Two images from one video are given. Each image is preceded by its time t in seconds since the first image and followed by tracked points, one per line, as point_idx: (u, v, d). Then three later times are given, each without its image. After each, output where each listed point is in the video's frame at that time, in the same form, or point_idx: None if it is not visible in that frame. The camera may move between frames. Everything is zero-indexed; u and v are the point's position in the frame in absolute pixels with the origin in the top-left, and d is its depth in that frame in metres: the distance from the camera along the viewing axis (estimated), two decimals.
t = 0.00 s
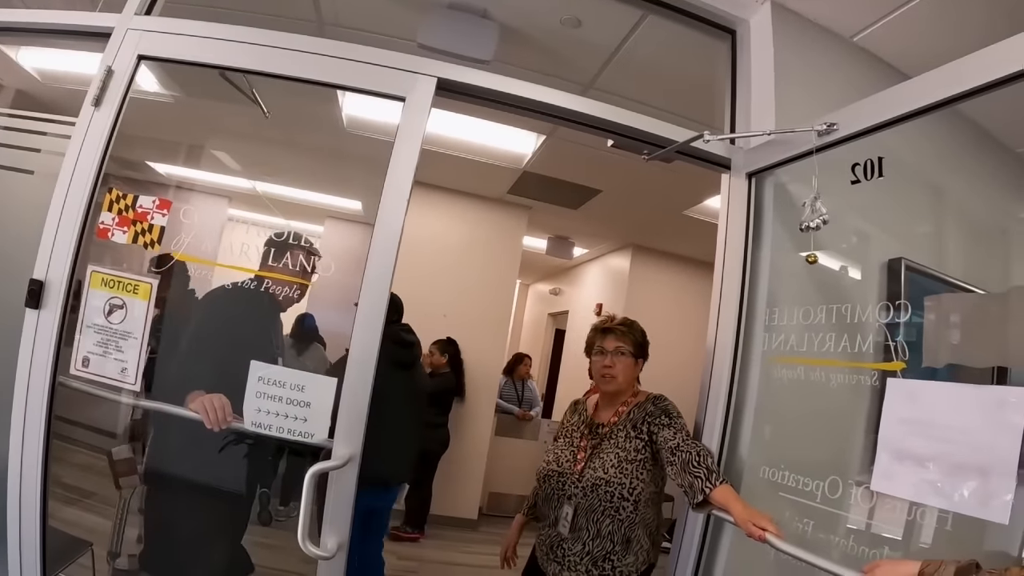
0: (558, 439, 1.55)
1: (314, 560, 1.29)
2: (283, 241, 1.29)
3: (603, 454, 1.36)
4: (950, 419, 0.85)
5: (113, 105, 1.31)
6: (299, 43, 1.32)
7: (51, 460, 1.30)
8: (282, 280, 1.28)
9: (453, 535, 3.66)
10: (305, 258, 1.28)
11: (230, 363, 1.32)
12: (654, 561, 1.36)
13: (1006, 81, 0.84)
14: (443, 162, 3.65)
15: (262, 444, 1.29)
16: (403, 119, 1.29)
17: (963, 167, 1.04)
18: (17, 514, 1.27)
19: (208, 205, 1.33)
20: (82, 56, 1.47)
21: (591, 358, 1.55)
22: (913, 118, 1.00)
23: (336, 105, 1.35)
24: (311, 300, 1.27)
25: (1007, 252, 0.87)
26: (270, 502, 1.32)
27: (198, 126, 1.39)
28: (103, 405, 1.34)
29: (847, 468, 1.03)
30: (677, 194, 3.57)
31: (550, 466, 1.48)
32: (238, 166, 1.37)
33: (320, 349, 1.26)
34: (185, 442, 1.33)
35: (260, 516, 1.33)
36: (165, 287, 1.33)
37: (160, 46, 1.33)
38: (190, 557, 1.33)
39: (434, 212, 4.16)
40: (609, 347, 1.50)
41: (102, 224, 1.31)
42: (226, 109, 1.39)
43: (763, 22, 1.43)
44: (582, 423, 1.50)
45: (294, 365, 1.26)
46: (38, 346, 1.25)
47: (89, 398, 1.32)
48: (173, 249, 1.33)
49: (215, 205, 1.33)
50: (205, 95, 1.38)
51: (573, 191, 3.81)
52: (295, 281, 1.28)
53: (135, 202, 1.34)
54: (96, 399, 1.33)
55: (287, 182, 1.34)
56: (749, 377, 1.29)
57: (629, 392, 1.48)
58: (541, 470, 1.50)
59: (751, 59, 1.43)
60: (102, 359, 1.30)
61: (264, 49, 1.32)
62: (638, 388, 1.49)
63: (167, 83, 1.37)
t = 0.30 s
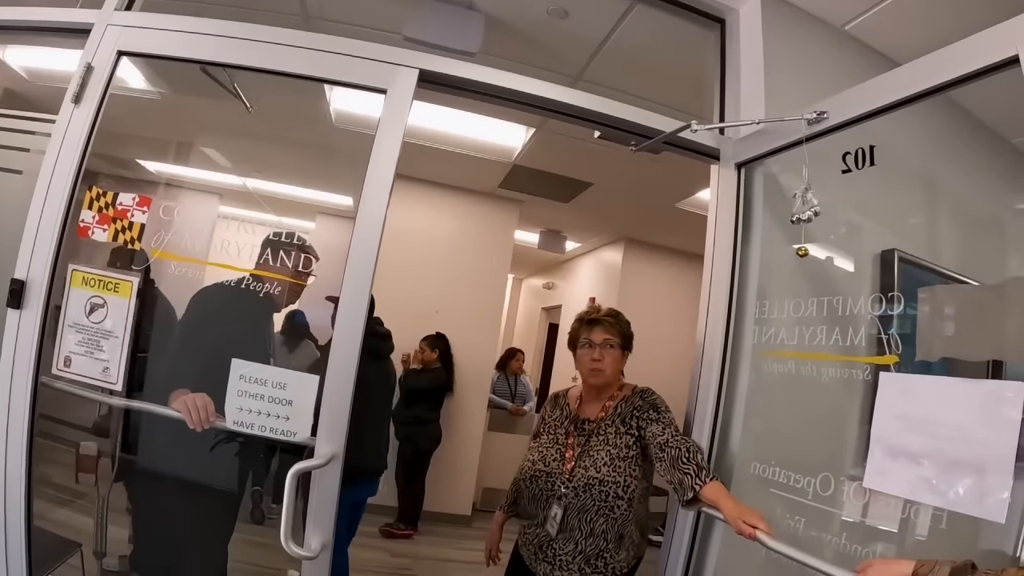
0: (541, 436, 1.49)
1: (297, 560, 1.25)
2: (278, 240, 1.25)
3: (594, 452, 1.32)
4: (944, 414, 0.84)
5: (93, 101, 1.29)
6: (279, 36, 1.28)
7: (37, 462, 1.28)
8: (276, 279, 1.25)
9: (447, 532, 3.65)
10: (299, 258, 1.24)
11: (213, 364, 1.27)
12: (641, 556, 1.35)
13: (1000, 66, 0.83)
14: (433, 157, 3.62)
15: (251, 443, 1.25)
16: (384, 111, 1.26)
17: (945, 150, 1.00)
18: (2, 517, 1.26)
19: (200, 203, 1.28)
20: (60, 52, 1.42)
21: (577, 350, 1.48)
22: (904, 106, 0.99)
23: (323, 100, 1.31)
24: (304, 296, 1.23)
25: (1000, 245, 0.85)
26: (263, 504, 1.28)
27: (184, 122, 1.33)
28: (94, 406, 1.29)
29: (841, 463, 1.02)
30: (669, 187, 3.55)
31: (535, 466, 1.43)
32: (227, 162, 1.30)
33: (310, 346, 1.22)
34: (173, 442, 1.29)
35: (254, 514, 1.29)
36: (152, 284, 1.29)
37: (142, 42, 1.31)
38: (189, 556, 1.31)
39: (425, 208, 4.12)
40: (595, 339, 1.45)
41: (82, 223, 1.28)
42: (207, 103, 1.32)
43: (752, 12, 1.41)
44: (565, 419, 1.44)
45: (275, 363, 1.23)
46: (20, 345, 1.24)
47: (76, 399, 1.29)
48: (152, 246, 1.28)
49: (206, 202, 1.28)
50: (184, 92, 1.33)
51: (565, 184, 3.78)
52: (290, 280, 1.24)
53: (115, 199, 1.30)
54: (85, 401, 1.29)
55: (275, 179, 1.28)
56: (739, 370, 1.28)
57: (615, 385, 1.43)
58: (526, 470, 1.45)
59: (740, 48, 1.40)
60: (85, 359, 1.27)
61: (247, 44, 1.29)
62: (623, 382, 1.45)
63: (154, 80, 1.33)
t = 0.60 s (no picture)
0: (516, 430, 1.42)
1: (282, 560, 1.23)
2: (273, 236, 1.21)
3: (576, 449, 1.28)
4: (940, 406, 0.83)
5: (73, 96, 1.25)
6: (259, 27, 1.24)
7: (25, 463, 1.24)
8: (261, 273, 1.22)
9: (442, 527, 3.64)
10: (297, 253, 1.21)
11: (196, 361, 1.24)
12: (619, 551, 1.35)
13: (997, 47, 0.82)
14: (424, 150, 3.58)
15: (243, 443, 1.22)
16: (366, 103, 1.22)
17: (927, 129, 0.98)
18: None
19: (192, 200, 1.25)
20: (40, 50, 1.38)
21: (555, 340, 1.45)
22: (895, 92, 0.98)
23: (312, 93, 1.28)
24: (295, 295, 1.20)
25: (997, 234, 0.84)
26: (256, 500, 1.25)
27: (178, 116, 1.31)
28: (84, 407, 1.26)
29: (835, 457, 1.01)
30: (662, 179, 3.53)
31: (511, 463, 1.35)
32: (217, 157, 1.28)
33: (296, 344, 1.19)
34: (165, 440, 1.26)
35: (240, 525, 1.26)
36: (141, 281, 1.25)
37: (122, 36, 1.27)
38: (176, 556, 1.30)
39: (416, 201, 4.08)
40: (574, 329, 1.41)
41: (64, 219, 1.24)
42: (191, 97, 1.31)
43: None
44: (542, 413, 1.38)
45: (255, 359, 1.20)
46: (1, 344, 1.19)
47: (62, 399, 1.26)
48: (135, 241, 1.24)
49: (198, 199, 1.25)
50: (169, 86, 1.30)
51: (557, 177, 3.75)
52: (281, 278, 1.21)
53: (96, 195, 1.26)
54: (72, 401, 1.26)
55: (265, 174, 1.26)
56: (731, 361, 1.26)
57: (593, 376, 1.40)
58: (503, 468, 1.37)
59: (730, 35, 1.37)
60: (70, 357, 1.24)
61: (229, 34, 1.24)
62: (600, 373, 1.43)
63: (142, 77, 1.30)
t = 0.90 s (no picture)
0: (495, 425, 1.41)
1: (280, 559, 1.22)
2: (272, 232, 1.21)
3: (552, 447, 1.28)
4: (941, 401, 0.83)
5: (70, 93, 1.23)
6: (255, 22, 1.23)
7: (23, 462, 1.24)
8: (257, 269, 1.21)
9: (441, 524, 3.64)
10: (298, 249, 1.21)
11: (191, 359, 1.23)
12: (601, 547, 1.35)
13: (997, 40, 0.81)
14: (422, 147, 3.57)
15: (245, 438, 1.22)
16: (362, 99, 1.21)
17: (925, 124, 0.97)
18: None
19: (189, 197, 1.24)
20: (36, 49, 1.38)
21: (534, 332, 1.44)
22: (894, 85, 0.97)
23: (310, 91, 1.28)
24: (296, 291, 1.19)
25: (997, 228, 0.83)
26: (257, 496, 1.25)
27: (175, 114, 1.30)
28: (84, 405, 1.26)
29: (835, 452, 1.01)
30: (660, 175, 3.52)
31: (489, 459, 1.35)
32: (216, 156, 1.28)
33: (292, 341, 1.18)
34: (167, 435, 1.25)
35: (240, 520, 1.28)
36: (138, 278, 1.24)
37: (118, 32, 1.25)
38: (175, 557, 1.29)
39: (414, 198, 4.07)
40: (555, 321, 1.41)
41: (60, 216, 1.23)
42: (191, 94, 1.30)
43: None
44: (522, 407, 1.38)
45: (253, 356, 1.20)
46: None
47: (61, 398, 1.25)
48: (132, 238, 1.23)
49: (196, 196, 1.24)
50: (167, 85, 1.30)
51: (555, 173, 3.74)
52: (279, 274, 1.20)
53: (93, 191, 1.25)
54: (70, 398, 1.26)
55: (262, 171, 1.26)
56: (731, 356, 1.26)
57: (573, 370, 1.40)
58: (482, 463, 1.37)
59: (728, 29, 1.35)
60: (67, 355, 1.23)
61: (226, 30, 1.23)
62: (581, 366, 1.43)
63: (139, 75, 1.29)
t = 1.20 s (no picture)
0: (479, 422, 1.41)
1: (281, 557, 1.22)
2: (271, 227, 1.21)
3: (534, 446, 1.28)
4: (944, 397, 0.82)
5: (68, 91, 1.23)
6: (253, 19, 1.22)
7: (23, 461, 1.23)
8: (256, 265, 1.21)
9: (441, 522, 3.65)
10: (299, 244, 1.20)
11: (191, 358, 1.22)
12: (587, 546, 1.35)
13: (998, 34, 0.81)
14: (422, 145, 3.56)
15: (246, 437, 1.22)
16: (361, 96, 1.20)
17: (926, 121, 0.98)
18: None
19: (188, 195, 1.24)
20: (34, 48, 1.38)
21: (519, 327, 1.44)
22: (897, 79, 0.96)
23: (308, 88, 1.26)
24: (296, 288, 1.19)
25: (997, 223, 0.83)
26: (258, 494, 1.25)
27: (174, 112, 1.30)
28: (83, 403, 1.26)
29: (836, 448, 1.01)
30: (659, 172, 3.52)
31: (474, 458, 1.35)
32: (215, 154, 1.27)
33: (293, 339, 1.18)
34: (167, 433, 1.25)
35: (238, 522, 1.27)
36: (138, 277, 1.23)
37: (116, 29, 1.24)
38: (180, 556, 1.29)
39: (413, 195, 4.06)
40: (539, 316, 1.40)
41: (58, 214, 1.23)
42: (190, 93, 1.30)
43: None
44: (506, 404, 1.38)
45: (252, 353, 1.20)
46: None
47: (61, 396, 1.25)
48: (130, 235, 1.22)
49: (195, 194, 1.24)
50: (166, 82, 1.29)
51: (555, 170, 3.73)
52: (280, 270, 1.20)
53: (91, 189, 1.24)
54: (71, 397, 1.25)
55: (261, 169, 1.26)
56: (732, 352, 1.26)
57: (559, 366, 1.39)
58: (465, 461, 1.37)
59: (728, 24, 1.35)
60: (65, 353, 1.23)
61: (225, 26, 1.22)
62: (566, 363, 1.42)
63: (138, 73, 1.29)
